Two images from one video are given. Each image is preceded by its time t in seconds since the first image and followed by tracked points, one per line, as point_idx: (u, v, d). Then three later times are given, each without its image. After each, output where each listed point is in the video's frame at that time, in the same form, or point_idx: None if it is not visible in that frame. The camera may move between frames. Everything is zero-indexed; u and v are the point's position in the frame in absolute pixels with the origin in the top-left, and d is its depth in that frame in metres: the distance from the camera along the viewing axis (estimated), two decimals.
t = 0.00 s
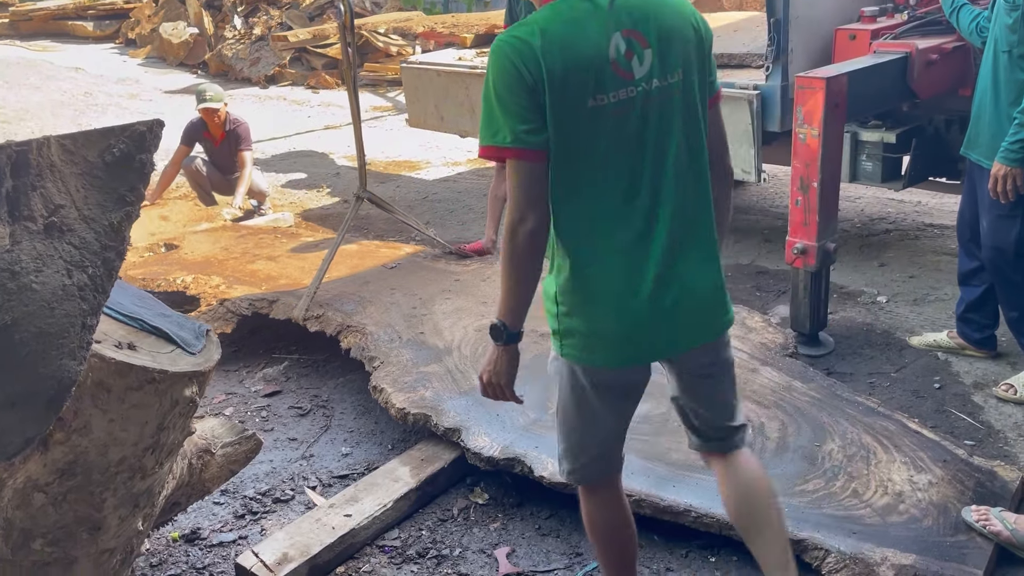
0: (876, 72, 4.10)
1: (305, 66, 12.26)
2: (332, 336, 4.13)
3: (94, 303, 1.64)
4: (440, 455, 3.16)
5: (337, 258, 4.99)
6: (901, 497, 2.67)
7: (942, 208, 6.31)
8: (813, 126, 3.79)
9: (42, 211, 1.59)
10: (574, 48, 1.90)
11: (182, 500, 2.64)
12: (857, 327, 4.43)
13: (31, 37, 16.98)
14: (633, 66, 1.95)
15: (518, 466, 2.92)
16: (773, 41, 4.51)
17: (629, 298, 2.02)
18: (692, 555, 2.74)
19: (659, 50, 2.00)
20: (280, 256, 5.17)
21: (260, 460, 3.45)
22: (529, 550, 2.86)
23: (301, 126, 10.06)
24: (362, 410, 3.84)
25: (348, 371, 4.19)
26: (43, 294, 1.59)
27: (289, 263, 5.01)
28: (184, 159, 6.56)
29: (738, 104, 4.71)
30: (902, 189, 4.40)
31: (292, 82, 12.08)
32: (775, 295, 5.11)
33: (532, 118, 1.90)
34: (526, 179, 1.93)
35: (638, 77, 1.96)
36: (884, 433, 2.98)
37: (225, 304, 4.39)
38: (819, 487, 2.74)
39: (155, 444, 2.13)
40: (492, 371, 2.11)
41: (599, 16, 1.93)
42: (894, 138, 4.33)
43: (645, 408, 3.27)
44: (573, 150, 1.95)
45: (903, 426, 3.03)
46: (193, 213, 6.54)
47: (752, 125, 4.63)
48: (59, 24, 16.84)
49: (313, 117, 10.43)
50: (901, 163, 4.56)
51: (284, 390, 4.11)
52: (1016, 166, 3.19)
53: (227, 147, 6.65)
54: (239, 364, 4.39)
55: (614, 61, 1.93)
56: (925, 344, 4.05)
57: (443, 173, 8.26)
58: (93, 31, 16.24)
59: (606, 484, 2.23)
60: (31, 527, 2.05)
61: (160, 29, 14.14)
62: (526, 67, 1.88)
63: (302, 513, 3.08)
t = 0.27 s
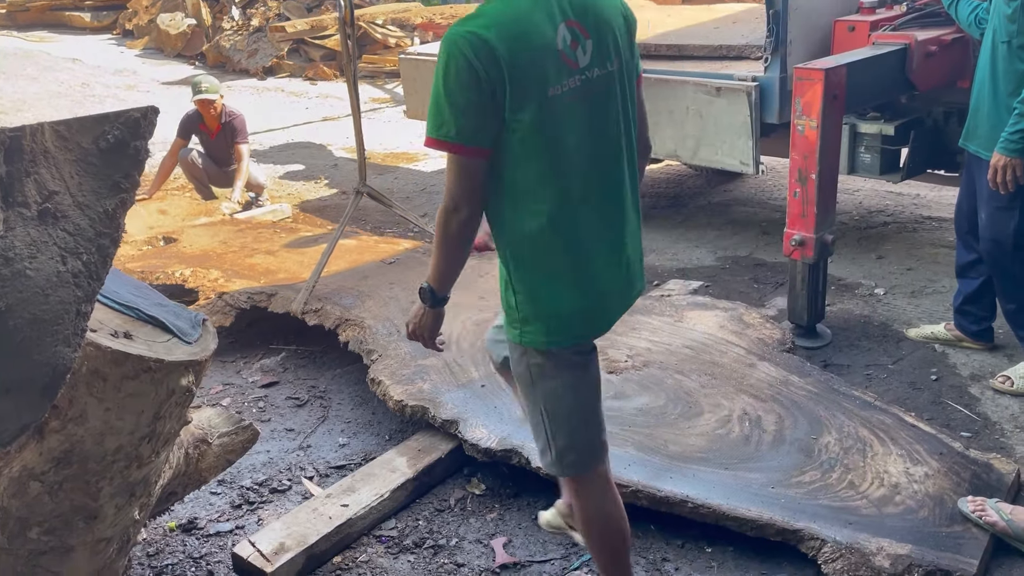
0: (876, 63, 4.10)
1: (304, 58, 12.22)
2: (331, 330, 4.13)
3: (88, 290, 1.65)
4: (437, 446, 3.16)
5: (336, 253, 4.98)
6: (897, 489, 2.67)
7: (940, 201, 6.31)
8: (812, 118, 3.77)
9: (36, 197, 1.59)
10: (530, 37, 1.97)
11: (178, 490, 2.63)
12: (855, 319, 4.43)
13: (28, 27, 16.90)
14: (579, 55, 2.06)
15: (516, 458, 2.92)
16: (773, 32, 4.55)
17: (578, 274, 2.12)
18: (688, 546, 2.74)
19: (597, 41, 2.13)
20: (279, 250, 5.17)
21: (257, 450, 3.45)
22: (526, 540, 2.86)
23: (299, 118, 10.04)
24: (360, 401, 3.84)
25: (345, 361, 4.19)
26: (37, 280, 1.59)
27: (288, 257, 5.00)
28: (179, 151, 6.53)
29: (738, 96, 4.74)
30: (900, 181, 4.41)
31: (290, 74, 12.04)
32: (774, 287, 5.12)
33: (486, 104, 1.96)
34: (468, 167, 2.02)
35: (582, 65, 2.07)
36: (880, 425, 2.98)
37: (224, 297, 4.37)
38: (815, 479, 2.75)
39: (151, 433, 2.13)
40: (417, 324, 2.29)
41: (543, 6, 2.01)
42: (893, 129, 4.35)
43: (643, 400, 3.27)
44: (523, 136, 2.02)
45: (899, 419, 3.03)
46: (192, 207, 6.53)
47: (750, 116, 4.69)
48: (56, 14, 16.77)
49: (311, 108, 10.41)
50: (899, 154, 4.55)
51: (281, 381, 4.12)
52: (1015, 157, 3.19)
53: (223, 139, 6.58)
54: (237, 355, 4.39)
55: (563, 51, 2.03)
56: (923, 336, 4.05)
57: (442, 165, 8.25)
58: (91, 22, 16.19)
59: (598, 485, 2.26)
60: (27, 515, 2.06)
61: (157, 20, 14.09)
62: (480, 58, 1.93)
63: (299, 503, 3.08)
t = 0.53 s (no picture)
0: (873, 51, 4.09)
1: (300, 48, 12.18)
2: (326, 321, 4.14)
3: (76, 272, 1.66)
4: (432, 435, 3.16)
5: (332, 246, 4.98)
6: (890, 477, 2.68)
7: (937, 190, 6.32)
8: (809, 106, 3.75)
9: (22, 178, 1.57)
10: (436, 55, 2.02)
11: (172, 477, 2.63)
12: (850, 308, 4.43)
13: (22, 16, 16.80)
14: (482, 66, 2.12)
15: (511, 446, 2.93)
16: (770, 20, 4.49)
17: (503, 279, 2.18)
18: (682, 533, 2.73)
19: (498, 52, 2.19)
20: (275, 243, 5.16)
21: (252, 438, 3.45)
22: (520, 527, 2.85)
23: (296, 107, 10.01)
24: (354, 390, 3.84)
25: (339, 350, 4.18)
26: (24, 262, 1.58)
27: (283, 250, 5.00)
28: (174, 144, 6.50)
29: (735, 85, 4.73)
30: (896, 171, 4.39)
31: (286, 63, 12.00)
32: (769, 277, 5.11)
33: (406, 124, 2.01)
34: (392, 183, 2.07)
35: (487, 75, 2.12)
36: (874, 415, 2.98)
37: (218, 290, 4.36)
38: (809, 467, 2.75)
39: (144, 420, 2.12)
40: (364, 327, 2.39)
41: (445, 26, 2.06)
42: (890, 119, 4.34)
43: (637, 390, 3.28)
44: (444, 151, 2.08)
45: (893, 408, 3.03)
46: (187, 199, 6.51)
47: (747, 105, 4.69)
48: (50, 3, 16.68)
49: (307, 98, 10.38)
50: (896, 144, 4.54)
51: (276, 369, 4.11)
52: (1013, 145, 3.18)
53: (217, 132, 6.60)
54: (232, 344, 4.38)
55: (469, 67, 2.08)
56: (918, 325, 4.05)
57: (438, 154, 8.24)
58: (86, 10, 16.11)
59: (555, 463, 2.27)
60: (19, 502, 2.05)
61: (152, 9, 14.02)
62: (397, 77, 1.98)
63: (293, 491, 3.08)
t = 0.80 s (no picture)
0: (868, 39, 4.08)
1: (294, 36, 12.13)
2: (319, 314, 4.14)
3: (63, 255, 1.66)
4: (425, 423, 3.16)
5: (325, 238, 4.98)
6: (881, 464, 2.68)
7: (930, 179, 6.33)
8: (804, 94, 3.74)
9: (9, 159, 1.56)
10: None
11: (164, 464, 2.62)
12: (844, 296, 4.44)
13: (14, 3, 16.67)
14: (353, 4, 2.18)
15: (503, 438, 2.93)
16: (765, 9, 4.46)
17: (383, 213, 2.29)
18: (674, 520, 2.74)
19: None
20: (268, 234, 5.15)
21: (245, 425, 3.44)
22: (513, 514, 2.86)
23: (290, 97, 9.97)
24: (347, 377, 3.83)
25: (333, 337, 4.17)
26: (10, 244, 1.59)
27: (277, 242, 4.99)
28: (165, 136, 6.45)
29: (729, 73, 4.72)
30: (889, 159, 4.42)
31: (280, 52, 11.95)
32: (763, 265, 5.11)
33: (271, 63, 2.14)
34: (273, 111, 2.20)
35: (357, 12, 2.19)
36: (866, 402, 2.99)
37: (211, 283, 4.35)
38: (801, 455, 2.75)
39: (135, 405, 2.12)
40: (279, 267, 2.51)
41: None
42: (884, 108, 4.34)
43: (629, 379, 3.28)
44: (309, 87, 2.19)
45: (885, 395, 3.04)
46: (180, 190, 6.49)
47: (741, 93, 4.68)
48: None
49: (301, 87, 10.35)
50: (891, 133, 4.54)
51: (269, 357, 4.11)
52: (1012, 132, 3.17)
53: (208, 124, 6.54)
54: (226, 333, 4.38)
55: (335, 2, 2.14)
56: (911, 314, 4.06)
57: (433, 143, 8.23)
58: None
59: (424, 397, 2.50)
60: (10, 487, 2.04)
61: None
62: (262, 18, 2.09)
63: (287, 478, 3.07)
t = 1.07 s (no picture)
0: (860, 26, 4.08)
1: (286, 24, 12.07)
2: (311, 304, 4.14)
3: (46, 236, 1.59)
4: (416, 410, 3.16)
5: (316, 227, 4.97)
6: (871, 451, 2.70)
7: (923, 168, 6.33)
8: (796, 81, 3.74)
9: None
10: None
11: (153, 449, 2.62)
12: (834, 284, 4.45)
13: None
14: None
15: (494, 425, 2.93)
16: None
17: (291, 165, 2.48)
18: (664, 505, 2.75)
19: None
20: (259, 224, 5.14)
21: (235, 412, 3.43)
22: (503, 499, 2.86)
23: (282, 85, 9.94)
24: (338, 364, 3.83)
25: (324, 325, 4.16)
26: None
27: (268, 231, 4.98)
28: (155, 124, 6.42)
29: (722, 60, 4.72)
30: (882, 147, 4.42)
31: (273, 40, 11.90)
32: (755, 253, 5.12)
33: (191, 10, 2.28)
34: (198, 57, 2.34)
35: None
36: (856, 388, 3.00)
37: (202, 272, 4.34)
38: (791, 442, 2.76)
39: (123, 389, 2.11)
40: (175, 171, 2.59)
41: None
42: (876, 95, 4.34)
43: (620, 367, 3.29)
44: (231, 42, 2.36)
45: (875, 382, 3.06)
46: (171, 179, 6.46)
47: (733, 80, 4.67)
48: None
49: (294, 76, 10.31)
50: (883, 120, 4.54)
51: (260, 343, 4.10)
52: (1007, 120, 3.18)
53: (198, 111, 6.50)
54: (216, 320, 4.36)
55: None
56: (901, 301, 4.08)
57: (425, 131, 8.20)
58: None
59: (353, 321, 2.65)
60: None
61: None
62: None
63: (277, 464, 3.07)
